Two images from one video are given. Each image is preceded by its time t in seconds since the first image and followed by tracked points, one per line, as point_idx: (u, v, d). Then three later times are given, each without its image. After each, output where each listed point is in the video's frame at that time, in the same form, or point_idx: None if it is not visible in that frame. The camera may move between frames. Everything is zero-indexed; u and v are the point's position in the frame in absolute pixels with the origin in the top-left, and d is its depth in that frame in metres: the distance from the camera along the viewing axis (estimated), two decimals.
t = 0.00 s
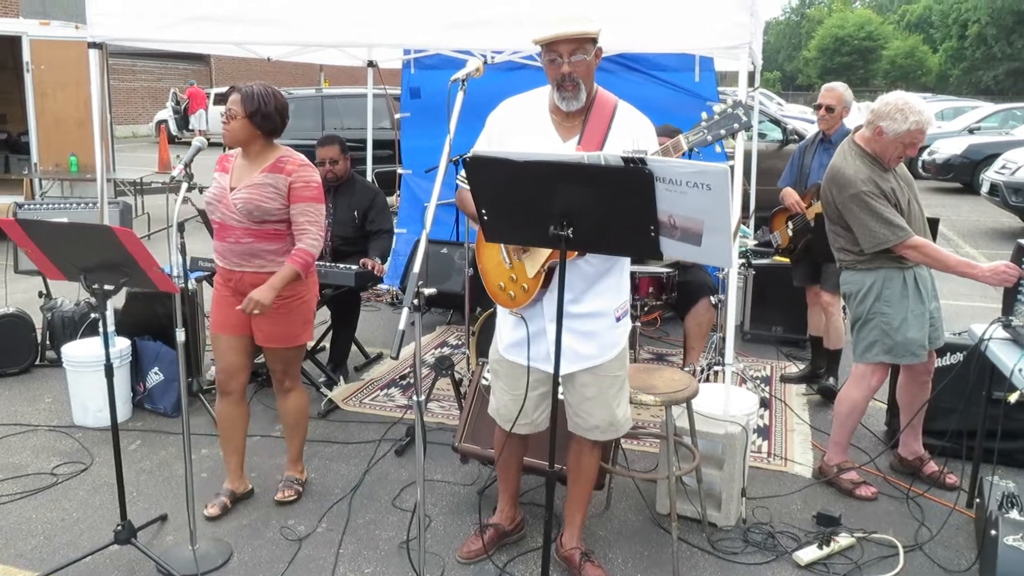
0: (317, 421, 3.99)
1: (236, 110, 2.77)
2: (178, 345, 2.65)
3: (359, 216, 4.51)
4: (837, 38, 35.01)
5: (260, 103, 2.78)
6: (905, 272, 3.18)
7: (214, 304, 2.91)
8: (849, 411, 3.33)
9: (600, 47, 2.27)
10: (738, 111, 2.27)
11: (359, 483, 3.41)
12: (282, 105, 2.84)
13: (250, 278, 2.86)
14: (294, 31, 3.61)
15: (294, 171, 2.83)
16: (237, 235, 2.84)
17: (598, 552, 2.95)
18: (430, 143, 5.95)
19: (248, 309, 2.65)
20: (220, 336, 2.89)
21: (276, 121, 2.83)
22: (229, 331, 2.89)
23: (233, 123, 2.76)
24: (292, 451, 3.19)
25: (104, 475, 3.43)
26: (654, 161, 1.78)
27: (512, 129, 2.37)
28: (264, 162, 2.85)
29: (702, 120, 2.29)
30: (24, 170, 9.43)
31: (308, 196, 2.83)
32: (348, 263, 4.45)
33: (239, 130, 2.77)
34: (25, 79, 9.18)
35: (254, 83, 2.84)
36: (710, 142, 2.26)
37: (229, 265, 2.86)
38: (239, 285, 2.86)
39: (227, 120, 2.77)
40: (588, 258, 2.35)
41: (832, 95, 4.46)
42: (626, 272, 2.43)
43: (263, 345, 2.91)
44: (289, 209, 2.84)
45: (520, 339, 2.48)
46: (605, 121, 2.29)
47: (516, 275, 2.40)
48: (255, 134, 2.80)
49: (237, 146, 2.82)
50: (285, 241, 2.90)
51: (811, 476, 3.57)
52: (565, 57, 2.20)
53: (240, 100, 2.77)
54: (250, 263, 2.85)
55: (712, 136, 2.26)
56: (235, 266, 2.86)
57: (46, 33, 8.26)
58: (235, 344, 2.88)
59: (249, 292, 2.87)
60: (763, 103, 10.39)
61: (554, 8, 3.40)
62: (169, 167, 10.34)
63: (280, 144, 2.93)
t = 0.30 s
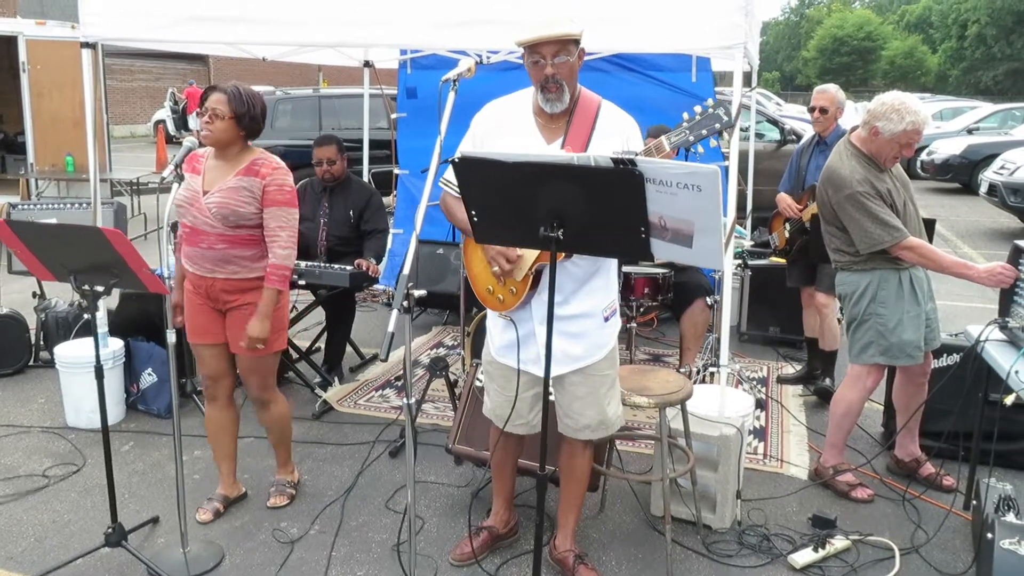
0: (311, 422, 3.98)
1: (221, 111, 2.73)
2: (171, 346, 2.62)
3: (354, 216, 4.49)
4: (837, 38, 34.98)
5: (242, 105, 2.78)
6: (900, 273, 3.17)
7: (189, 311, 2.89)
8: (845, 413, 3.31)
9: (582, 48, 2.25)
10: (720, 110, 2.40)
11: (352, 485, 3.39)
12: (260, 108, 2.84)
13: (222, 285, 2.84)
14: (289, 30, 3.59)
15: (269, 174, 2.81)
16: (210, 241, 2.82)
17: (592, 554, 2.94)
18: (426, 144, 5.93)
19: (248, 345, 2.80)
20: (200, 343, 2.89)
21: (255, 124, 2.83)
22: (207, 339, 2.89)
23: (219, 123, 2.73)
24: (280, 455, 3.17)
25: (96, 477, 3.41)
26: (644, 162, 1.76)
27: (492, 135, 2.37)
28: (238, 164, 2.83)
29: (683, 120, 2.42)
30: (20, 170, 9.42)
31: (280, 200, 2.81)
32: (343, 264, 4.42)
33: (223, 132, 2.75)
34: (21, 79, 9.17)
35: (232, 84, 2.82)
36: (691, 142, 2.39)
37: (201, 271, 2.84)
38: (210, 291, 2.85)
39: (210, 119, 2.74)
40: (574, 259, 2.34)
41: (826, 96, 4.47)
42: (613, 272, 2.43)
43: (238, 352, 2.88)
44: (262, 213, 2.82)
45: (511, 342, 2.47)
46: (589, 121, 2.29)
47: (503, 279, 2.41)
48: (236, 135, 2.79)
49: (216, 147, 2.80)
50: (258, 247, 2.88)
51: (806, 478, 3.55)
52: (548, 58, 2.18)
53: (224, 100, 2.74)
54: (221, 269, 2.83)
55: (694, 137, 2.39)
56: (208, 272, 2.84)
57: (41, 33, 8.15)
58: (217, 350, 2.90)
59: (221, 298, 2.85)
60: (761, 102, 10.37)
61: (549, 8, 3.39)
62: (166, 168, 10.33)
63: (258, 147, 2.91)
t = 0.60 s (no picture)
0: (311, 426, 3.97)
1: (212, 119, 2.72)
2: (166, 350, 2.60)
3: (356, 219, 4.47)
4: (843, 42, 34.90)
5: (233, 113, 2.77)
6: (902, 279, 3.15)
7: (175, 319, 2.88)
8: (847, 419, 3.29)
9: (576, 55, 2.25)
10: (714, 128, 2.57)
11: (351, 489, 3.39)
12: (248, 117, 2.84)
13: (214, 294, 2.84)
14: (289, 33, 3.59)
15: (269, 186, 2.85)
16: (206, 252, 2.82)
17: (590, 560, 2.92)
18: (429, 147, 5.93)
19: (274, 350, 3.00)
20: (187, 355, 2.89)
21: (245, 133, 2.83)
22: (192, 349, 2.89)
23: (211, 132, 2.72)
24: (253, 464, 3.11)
25: (95, 481, 3.41)
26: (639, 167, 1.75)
27: (481, 141, 2.36)
28: (232, 175, 2.83)
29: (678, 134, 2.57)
30: (26, 173, 9.46)
31: (282, 212, 2.89)
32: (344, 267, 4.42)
33: (215, 141, 2.74)
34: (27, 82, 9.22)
35: (218, 91, 2.80)
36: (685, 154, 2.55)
37: (194, 280, 2.83)
38: (198, 301, 2.84)
39: (201, 129, 2.71)
40: (562, 263, 2.33)
41: (830, 99, 4.46)
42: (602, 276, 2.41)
43: (223, 361, 2.87)
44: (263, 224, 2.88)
45: (498, 344, 2.46)
46: (580, 125, 2.28)
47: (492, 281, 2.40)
48: (226, 144, 2.78)
49: (207, 156, 2.78)
50: (253, 257, 2.91)
51: (808, 484, 3.52)
52: (541, 64, 2.18)
53: (214, 108, 2.72)
54: (217, 279, 2.83)
55: (687, 150, 2.55)
56: (201, 281, 2.83)
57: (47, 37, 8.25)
58: (201, 361, 2.91)
59: (209, 308, 2.85)
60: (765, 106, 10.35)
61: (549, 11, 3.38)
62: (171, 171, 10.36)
63: (246, 156, 2.91)
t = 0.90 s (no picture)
0: (313, 425, 3.97)
1: (211, 114, 2.72)
2: (167, 347, 2.58)
3: (360, 217, 4.47)
4: (853, 39, 34.74)
5: (232, 108, 2.77)
6: (908, 277, 3.12)
7: (179, 317, 2.85)
8: (851, 418, 3.26)
9: (565, 48, 2.25)
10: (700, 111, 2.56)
11: (353, 488, 3.38)
12: (247, 108, 2.85)
13: (227, 290, 2.84)
14: (291, 31, 3.58)
15: (274, 178, 2.90)
16: (224, 248, 2.81)
17: (592, 560, 2.90)
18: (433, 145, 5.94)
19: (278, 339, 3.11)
20: (189, 354, 2.87)
21: (243, 127, 2.83)
22: (196, 347, 2.87)
23: (209, 127, 2.72)
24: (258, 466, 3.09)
25: (97, 479, 3.41)
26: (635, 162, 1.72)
27: (468, 138, 2.33)
28: (235, 170, 2.85)
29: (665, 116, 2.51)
30: (33, 172, 9.51)
31: (284, 202, 2.97)
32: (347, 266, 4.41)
33: (216, 136, 2.74)
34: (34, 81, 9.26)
35: (215, 86, 2.80)
36: (674, 136, 2.49)
37: (207, 277, 2.82)
38: (210, 298, 2.83)
39: (200, 123, 2.71)
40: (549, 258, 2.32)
41: (840, 95, 4.42)
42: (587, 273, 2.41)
43: (228, 353, 2.85)
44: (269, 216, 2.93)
45: (484, 341, 2.44)
46: (567, 120, 2.27)
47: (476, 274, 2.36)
48: (224, 140, 2.78)
49: (208, 153, 2.78)
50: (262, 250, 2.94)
51: (813, 484, 3.50)
52: (532, 54, 2.17)
53: (212, 103, 2.72)
54: (232, 275, 2.84)
55: (677, 132, 2.50)
56: (217, 278, 2.83)
57: (53, 36, 8.31)
58: (208, 360, 2.90)
59: (220, 304, 2.85)
60: (773, 104, 10.32)
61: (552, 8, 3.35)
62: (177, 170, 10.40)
63: (243, 151, 2.92)
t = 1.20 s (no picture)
0: (335, 420, 3.99)
1: (231, 108, 2.74)
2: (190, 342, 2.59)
3: (381, 212, 4.47)
4: (885, 32, 34.21)
5: (251, 101, 2.78)
6: (935, 272, 3.05)
7: (210, 316, 2.86)
8: (877, 415, 3.20)
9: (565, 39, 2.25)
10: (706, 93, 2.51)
11: (373, 483, 3.39)
12: (267, 102, 2.86)
13: (262, 284, 2.85)
14: (310, 27, 3.59)
15: (297, 167, 2.89)
16: (253, 241, 2.82)
17: (611, 558, 2.88)
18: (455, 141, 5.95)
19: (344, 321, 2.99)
20: (215, 351, 2.86)
21: (263, 121, 2.84)
22: (227, 344, 2.87)
23: (229, 120, 2.73)
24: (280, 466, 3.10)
25: (122, 472, 3.45)
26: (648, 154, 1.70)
27: (472, 132, 2.31)
28: (257, 163, 2.84)
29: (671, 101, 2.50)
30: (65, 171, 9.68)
31: (311, 189, 2.95)
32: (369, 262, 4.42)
33: (236, 129, 2.75)
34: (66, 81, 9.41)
35: (234, 81, 2.83)
36: (679, 120, 2.48)
37: (239, 273, 2.83)
38: (244, 293, 2.84)
39: (219, 117, 2.73)
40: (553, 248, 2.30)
41: (867, 88, 4.36)
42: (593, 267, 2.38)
43: (262, 351, 2.88)
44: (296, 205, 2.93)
45: (492, 337, 2.43)
46: (570, 111, 2.26)
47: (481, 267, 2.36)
48: (245, 133, 2.79)
49: (229, 147, 2.79)
50: (292, 242, 2.94)
51: (837, 483, 3.44)
52: (535, 42, 2.16)
53: (232, 97, 2.74)
54: (264, 268, 2.85)
55: (682, 116, 2.48)
56: (249, 272, 2.83)
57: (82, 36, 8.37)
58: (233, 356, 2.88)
59: (253, 300, 2.86)
60: (801, 97, 10.20)
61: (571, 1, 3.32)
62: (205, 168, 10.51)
63: (264, 144, 2.92)
